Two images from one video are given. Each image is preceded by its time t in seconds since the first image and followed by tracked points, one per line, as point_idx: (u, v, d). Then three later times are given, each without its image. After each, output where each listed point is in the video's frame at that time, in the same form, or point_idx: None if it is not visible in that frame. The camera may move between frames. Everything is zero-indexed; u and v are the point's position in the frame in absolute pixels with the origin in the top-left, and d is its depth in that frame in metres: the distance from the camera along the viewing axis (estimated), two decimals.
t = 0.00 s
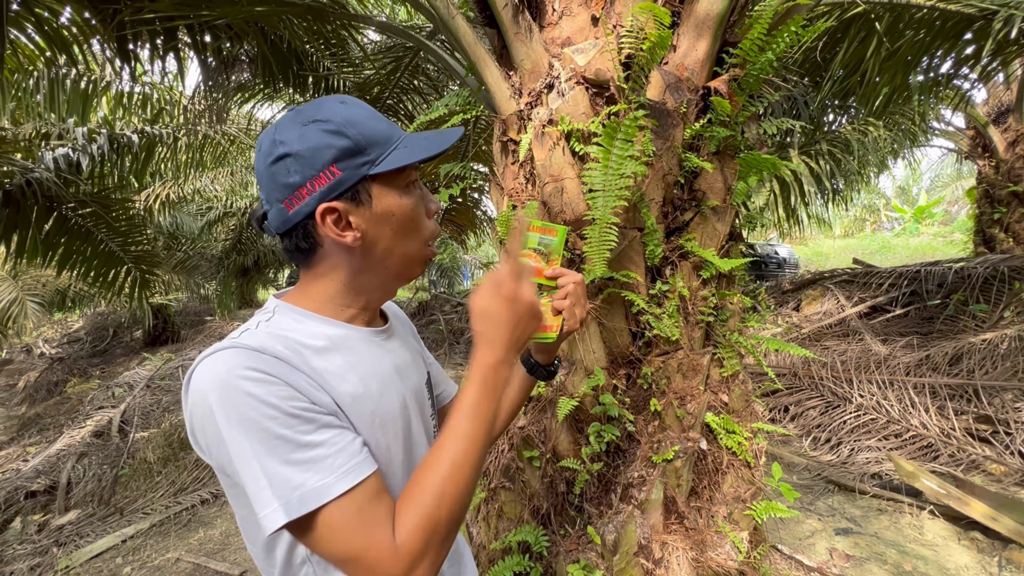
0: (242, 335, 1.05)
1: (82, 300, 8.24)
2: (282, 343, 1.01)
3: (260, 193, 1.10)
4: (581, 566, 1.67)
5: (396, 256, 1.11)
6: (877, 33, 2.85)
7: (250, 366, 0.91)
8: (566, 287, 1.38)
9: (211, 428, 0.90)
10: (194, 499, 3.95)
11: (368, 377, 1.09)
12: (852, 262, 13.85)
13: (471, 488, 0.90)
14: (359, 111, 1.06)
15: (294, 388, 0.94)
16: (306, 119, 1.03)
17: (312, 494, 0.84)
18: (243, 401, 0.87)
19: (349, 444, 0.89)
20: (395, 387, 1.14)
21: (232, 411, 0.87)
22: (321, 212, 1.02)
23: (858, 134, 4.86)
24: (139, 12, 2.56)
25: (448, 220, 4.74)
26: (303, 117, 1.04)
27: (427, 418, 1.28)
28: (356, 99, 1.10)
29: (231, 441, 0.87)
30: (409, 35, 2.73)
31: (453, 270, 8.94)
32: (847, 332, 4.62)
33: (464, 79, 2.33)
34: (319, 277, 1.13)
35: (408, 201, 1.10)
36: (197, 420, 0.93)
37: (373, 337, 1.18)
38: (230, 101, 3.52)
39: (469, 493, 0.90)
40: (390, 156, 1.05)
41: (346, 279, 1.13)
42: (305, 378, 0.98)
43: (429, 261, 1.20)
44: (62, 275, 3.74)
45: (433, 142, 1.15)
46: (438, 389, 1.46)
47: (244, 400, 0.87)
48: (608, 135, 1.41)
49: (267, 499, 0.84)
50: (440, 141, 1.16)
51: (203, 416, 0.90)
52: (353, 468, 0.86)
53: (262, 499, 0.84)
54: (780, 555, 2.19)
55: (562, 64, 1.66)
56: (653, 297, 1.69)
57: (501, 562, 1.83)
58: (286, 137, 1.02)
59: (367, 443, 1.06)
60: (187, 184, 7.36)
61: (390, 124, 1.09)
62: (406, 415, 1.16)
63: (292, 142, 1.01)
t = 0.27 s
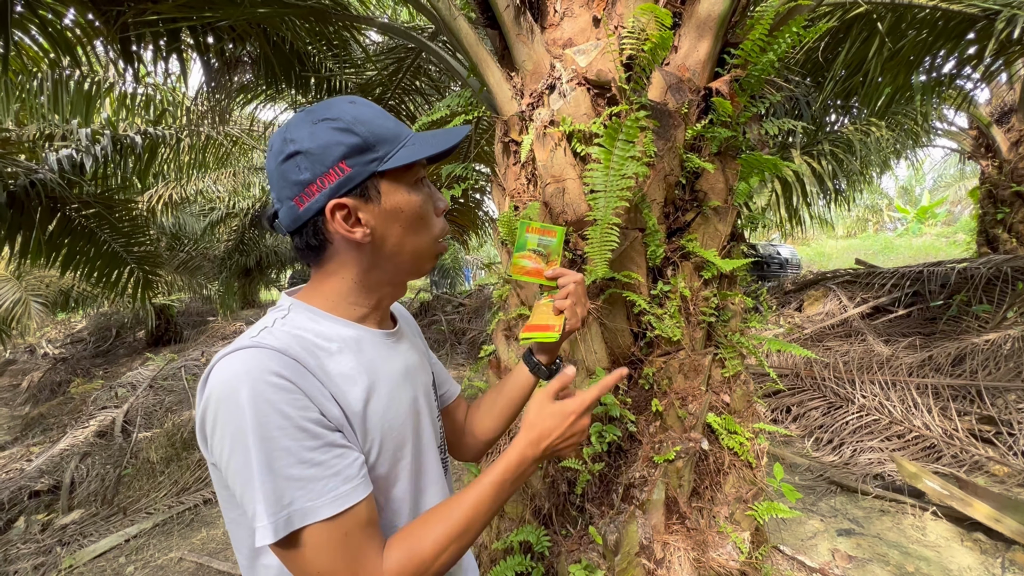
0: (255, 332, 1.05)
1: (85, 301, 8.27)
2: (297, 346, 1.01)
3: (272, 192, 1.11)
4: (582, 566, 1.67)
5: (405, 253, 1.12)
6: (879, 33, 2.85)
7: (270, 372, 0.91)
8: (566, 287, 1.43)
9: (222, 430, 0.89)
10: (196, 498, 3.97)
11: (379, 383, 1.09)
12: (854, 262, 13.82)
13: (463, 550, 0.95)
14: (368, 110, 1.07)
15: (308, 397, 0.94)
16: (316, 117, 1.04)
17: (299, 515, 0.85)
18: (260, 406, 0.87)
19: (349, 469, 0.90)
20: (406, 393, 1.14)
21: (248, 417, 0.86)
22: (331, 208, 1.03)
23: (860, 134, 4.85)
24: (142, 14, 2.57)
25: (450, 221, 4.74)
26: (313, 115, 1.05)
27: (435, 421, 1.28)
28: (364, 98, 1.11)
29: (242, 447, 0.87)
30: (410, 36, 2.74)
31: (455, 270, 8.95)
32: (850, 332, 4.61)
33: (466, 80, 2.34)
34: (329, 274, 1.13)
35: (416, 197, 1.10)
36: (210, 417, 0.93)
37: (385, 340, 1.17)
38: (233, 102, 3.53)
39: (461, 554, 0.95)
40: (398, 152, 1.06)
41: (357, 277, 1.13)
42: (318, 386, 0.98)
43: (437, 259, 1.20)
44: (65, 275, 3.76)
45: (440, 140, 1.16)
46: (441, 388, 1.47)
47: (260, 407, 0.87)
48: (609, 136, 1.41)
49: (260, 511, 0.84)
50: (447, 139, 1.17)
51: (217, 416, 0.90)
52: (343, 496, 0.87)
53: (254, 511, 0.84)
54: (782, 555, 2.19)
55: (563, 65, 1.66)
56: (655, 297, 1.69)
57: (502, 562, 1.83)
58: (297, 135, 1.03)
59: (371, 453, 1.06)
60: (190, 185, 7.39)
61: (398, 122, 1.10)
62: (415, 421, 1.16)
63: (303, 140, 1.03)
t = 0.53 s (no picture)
0: (271, 330, 1.04)
1: (87, 301, 8.29)
2: (315, 346, 1.01)
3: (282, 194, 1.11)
4: (583, 566, 1.67)
5: (412, 251, 1.12)
6: (881, 33, 2.84)
7: (293, 372, 0.91)
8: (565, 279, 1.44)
9: (242, 428, 0.89)
10: (198, 498, 3.98)
11: (392, 383, 1.09)
12: (855, 263, 13.80)
13: None
14: (374, 109, 1.07)
15: (327, 397, 0.94)
16: (322, 118, 1.04)
17: (315, 516, 0.85)
18: (284, 405, 0.88)
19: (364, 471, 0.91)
20: (416, 394, 1.14)
21: (272, 416, 0.86)
22: (338, 207, 1.03)
23: (862, 134, 4.84)
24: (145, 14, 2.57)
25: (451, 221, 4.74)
26: (319, 116, 1.06)
27: (442, 421, 1.28)
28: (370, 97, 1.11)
29: (263, 446, 0.86)
30: (412, 36, 2.74)
31: (456, 271, 8.96)
32: (851, 333, 4.60)
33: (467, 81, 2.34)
34: (338, 273, 1.14)
35: (423, 195, 1.10)
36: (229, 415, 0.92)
37: (395, 339, 1.18)
38: (235, 102, 3.54)
39: None
40: (405, 150, 1.06)
41: (367, 276, 1.13)
42: (337, 388, 0.98)
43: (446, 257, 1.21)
44: (67, 275, 3.77)
45: (446, 137, 1.16)
46: (446, 386, 1.45)
47: (283, 406, 0.87)
48: (611, 136, 1.41)
49: (278, 511, 0.84)
50: (452, 136, 1.17)
51: (238, 414, 0.89)
52: (356, 499, 0.88)
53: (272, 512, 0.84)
54: (784, 556, 2.19)
55: (565, 65, 1.67)
56: (657, 297, 1.69)
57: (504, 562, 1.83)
58: (303, 137, 1.04)
59: (383, 456, 1.06)
60: (192, 185, 7.40)
61: (404, 120, 1.10)
62: (425, 421, 1.17)
63: (310, 141, 1.03)
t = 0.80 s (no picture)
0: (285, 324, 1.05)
1: (87, 301, 8.30)
2: (329, 338, 1.02)
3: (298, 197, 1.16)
4: (584, 567, 1.69)
5: (413, 249, 1.10)
6: (882, 33, 2.84)
7: (308, 362, 0.92)
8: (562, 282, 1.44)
9: (260, 419, 0.89)
10: (198, 498, 3.98)
11: (401, 377, 1.09)
12: (856, 264, 13.79)
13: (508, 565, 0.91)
14: (377, 112, 1.08)
15: (341, 387, 0.95)
16: (328, 124, 1.08)
17: (338, 500, 0.84)
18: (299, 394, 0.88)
19: (386, 454, 0.90)
20: (425, 390, 1.14)
21: (289, 405, 0.86)
22: (338, 206, 1.04)
23: (862, 135, 4.83)
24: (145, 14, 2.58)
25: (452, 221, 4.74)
26: (327, 122, 1.09)
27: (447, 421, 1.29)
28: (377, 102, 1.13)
29: (280, 435, 0.86)
30: (412, 36, 2.74)
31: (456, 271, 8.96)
32: (852, 334, 4.60)
33: (468, 81, 2.34)
34: (345, 271, 1.15)
35: (423, 194, 1.09)
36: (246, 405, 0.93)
37: (403, 337, 1.18)
38: (236, 102, 3.54)
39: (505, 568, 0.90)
40: (403, 149, 1.05)
41: (374, 273, 1.13)
42: (351, 379, 0.98)
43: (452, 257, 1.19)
44: (67, 275, 3.77)
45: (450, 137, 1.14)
46: (448, 388, 1.44)
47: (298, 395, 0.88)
48: (611, 136, 1.41)
49: (300, 495, 0.84)
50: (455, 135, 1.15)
51: (255, 405, 0.90)
52: (379, 479, 0.87)
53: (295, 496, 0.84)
54: (784, 557, 2.19)
55: (566, 65, 1.67)
56: (657, 298, 1.69)
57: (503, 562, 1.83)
58: (310, 141, 1.07)
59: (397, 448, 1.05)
60: (192, 185, 7.40)
61: (407, 122, 1.10)
62: (434, 417, 1.16)
63: (314, 146, 1.06)
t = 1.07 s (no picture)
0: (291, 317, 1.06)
1: (87, 300, 8.30)
2: (335, 330, 1.03)
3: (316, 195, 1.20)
4: (584, 566, 1.68)
5: (418, 249, 1.09)
6: (883, 34, 2.84)
7: (313, 349, 0.93)
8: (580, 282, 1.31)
9: (268, 405, 0.90)
10: (198, 498, 3.97)
11: (407, 371, 1.09)
12: (855, 264, 13.79)
13: (490, 495, 0.90)
14: (388, 114, 1.09)
15: (345, 375, 0.95)
16: (342, 126, 1.10)
17: (352, 477, 0.83)
18: (304, 379, 0.88)
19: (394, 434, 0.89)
20: (431, 385, 1.14)
21: (294, 388, 0.87)
22: (345, 205, 1.05)
23: (862, 136, 4.83)
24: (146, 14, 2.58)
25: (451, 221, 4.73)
26: (341, 125, 1.12)
27: (455, 419, 1.28)
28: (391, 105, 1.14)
29: (286, 419, 0.87)
30: (412, 36, 2.74)
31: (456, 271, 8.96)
32: (851, 334, 4.61)
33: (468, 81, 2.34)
34: (356, 269, 1.16)
35: (429, 195, 1.08)
36: (255, 394, 0.94)
37: (412, 335, 1.18)
38: (235, 102, 3.54)
39: (490, 496, 0.90)
40: (409, 151, 1.05)
41: (382, 270, 1.13)
42: (355, 368, 0.98)
43: (461, 257, 1.16)
44: (66, 274, 3.76)
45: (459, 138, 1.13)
46: (460, 391, 1.44)
47: (302, 381, 0.88)
48: (612, 136, 1.41)
49: (311, 473, 0.83)
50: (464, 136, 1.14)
51: (262, 391, 0.91)
52: (394, 455, 0.86)
53: (305, 475, 0.84)
54: (784, 558, 2.18)
55: (567, 65, 1.66)
56: (657, 298, 1.69)
57: (504, 562, 1.83)
58: (324, 142, 1.10)
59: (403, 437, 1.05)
60: (192, 185, 7.40)
61: (417, 124, 1.10)
62: (440, 413, 1.16)
63: (327, 147, 1.09)
